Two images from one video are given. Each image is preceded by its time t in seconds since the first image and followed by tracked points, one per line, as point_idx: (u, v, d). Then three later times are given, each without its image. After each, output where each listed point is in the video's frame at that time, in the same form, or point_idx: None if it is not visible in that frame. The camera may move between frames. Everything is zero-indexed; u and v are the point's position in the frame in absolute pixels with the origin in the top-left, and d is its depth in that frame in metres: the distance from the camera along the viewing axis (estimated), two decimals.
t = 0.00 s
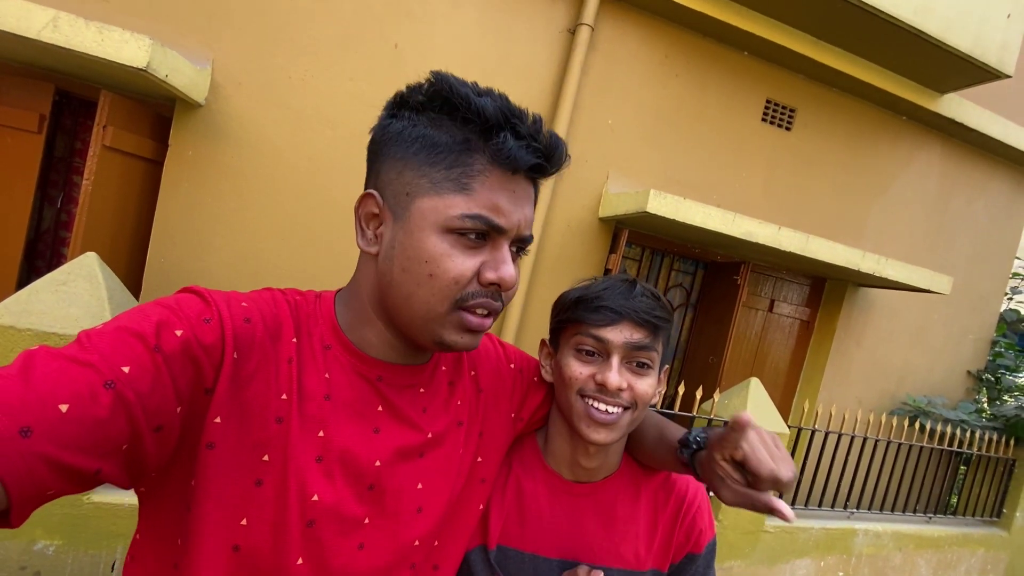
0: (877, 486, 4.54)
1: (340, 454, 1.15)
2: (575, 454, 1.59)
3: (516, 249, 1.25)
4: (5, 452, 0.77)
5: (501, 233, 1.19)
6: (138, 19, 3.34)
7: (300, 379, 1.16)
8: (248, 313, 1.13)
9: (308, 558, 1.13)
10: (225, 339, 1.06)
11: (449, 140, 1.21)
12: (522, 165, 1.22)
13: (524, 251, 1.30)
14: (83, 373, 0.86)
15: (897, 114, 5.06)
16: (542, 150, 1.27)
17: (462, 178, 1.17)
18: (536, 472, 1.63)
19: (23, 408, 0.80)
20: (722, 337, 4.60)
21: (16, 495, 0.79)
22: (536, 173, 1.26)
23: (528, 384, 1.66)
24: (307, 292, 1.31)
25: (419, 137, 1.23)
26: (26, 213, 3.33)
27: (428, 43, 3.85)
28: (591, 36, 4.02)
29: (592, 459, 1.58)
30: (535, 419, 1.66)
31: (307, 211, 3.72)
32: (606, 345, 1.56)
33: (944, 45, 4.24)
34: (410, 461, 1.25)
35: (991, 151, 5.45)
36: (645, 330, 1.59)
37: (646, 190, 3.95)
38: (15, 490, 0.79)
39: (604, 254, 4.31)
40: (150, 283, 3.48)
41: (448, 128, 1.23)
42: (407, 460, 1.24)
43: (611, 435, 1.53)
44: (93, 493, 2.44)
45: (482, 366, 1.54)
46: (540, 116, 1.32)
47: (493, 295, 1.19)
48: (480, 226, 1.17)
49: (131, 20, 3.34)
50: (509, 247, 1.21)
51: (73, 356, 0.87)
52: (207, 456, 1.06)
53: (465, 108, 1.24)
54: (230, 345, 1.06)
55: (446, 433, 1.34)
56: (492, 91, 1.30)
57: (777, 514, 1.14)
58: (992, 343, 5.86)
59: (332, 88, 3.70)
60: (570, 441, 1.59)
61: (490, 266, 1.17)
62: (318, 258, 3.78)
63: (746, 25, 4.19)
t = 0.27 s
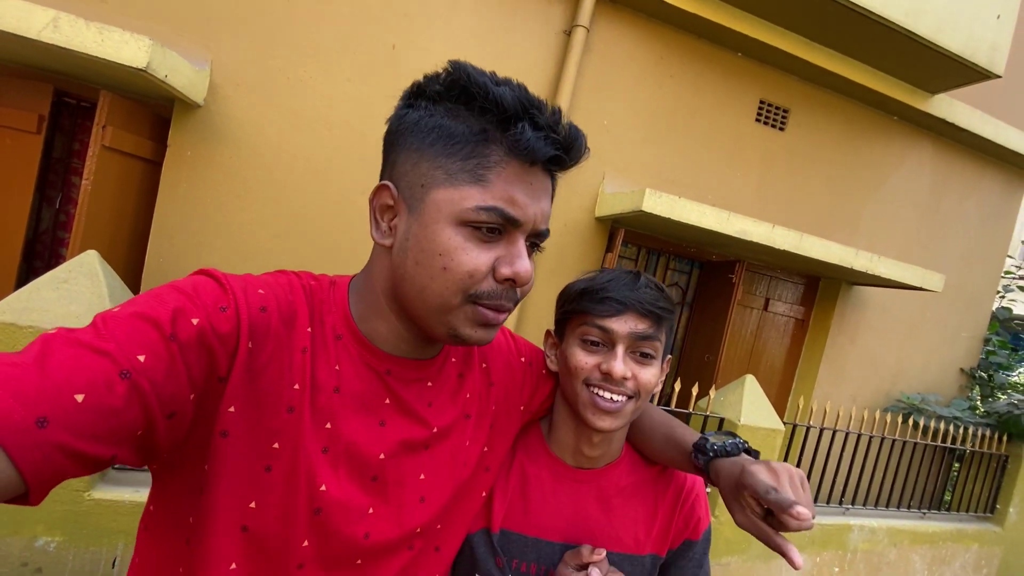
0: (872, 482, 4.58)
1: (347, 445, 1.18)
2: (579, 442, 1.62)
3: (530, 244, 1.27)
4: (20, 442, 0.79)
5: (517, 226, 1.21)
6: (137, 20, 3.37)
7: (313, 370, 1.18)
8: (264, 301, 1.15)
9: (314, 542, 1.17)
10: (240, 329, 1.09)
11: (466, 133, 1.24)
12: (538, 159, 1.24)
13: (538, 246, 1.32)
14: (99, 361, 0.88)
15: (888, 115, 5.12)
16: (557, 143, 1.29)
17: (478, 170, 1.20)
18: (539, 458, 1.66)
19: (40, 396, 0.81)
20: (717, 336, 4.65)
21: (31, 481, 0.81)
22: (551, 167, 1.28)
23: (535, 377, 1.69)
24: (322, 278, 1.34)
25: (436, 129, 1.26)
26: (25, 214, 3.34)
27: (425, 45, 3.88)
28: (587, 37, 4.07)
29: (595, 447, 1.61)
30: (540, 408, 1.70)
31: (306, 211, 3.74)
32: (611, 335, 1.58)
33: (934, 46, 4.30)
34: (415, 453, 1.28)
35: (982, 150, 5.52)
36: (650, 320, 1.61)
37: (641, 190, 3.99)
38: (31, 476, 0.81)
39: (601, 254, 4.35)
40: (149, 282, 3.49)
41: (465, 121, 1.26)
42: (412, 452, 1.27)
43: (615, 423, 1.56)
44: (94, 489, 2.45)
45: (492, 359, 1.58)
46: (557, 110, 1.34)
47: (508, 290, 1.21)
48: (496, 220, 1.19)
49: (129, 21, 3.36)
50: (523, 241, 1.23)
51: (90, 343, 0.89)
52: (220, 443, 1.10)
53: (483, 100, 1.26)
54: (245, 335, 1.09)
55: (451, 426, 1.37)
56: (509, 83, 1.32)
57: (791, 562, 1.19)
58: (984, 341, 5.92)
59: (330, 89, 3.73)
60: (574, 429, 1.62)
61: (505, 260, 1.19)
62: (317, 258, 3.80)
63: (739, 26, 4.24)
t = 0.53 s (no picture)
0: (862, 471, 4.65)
1: (344, 426, 1.22)
2: (575, 422, 1.65)
3: (524, 239, 1.30)
4: (36, 412, 0.82)
5: (511, 221, 1.23)
6: (129, 16, 3.37)
7: (313, 352, 1.21)
8: (266, 284, 1.17)
9: (311, 516, 1.20)
10: (243, 310, 1.11)
11: (463, 126, 1.25)
12: (535, 154, 1.25)
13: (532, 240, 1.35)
14: (111, 338, 0.90)
15: (877, 110, 5.19)
16: (555, 136, 1.30)
17: (473, 165, 1.22)
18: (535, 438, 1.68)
19: (55, 369, 0.84)
20: (710, 329, 4.70)
21: (47, 451, 0.85)
22: (547, 162, 1.30)
23: (533, 362, 1.73)
24: (321, 260, 1.35)
25: (434, 119, 1.28)
26: (18, 210, 3.33)
27: (418, 41, 3.91)
28: (579, 33, 4.10)
29: (590, 429, 1.64)
30: (536, 389, 1.73)
31: (300, 206, 3.76)
32: (611, 319, 1.61)
33: (920, 41, 4.36)
34: (411, 435, 1.32)
35: (968, 145, 5.60)
36: (649, 306, 1.65)
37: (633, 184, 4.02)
38: (47, 447, 0.84)
39: (594, 248, 4.39)
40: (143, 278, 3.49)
41: (463, 112, 1.27)
42: (408, 433, 1.31)
43: (612, 407, 1.59)
44: (91, 481, 2.46)
45: (488, 345, 1.61)
46: (556, 101, 1.36)
47: (501, 283, 1.25)
48: (490, 215, 1.21)
49: (122, 18, 3.36)
50: (518, 236, 1.26)
51: (101, 319, 0.91)
52: (222, 421, 1.13)
53: (481, 92, 1.28)
54: (248, 316, 1.11)
55: (447, 407, 1.40)
56: (508, 74, 1.34)
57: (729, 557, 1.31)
58: (972, 333, 6.00)
59: (323, 85, 3.74)
60: (570, 410, 1.65)
61: (498, 256, 1.22)
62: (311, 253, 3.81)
63: (729, 22, 4.29)
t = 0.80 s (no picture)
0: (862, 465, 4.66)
1: (346, 430, 1.18)
2: (584, 426, 1.63)
3: (523, 236, 1.26)
4: (29, 417, 0.79)
5: (509, 217, 1.19)
6: (120, 13, 3.31)
7: (313, 356, 1.18)
8: (265, 288, 1.14)
9: (315, 524, 1.17)
10: (242, 314, 1.08)
11: (458, 123, 1.22)
12: (532, 148, 1.22)
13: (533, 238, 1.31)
14: (106, 342, 0.87)
15: (876, 103, 5.17)
16: (553, 131, 1.26)
17: (469, 161, 1.18)
18: (542, 441, 1.66)
19: (48, 374, 0.81)
20: (710, 325, 4.68)
21: (38, 458, 0.82)
22: (546, 156, 1.26)
23: (536, 365, 1.70)
24: (321, 265, 1.32)
25: (430, 119, 1.25)
26: (10, 211, 3.28)
27: (415, 37, 3.86)
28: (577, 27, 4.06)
29: (599, 433, 1.63)
30: (542, 394, 1.71)
31: (296, 205, 3.72)
32: (623, 327, 1.59)
33: (921, 34, 4.33)
34: (414, 439, 1.28)
35: (967, 138, 5.58)
36: (661, 313, 1.63)
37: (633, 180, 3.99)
38: (38, 453, 0.82)
39: (594, 245, 4.36)
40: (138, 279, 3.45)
41: (459, 109, 1.24)
42: (411, 438, 1.28)
43: (623, 413, 1.59)
44: (89, 487, 2.43)
45: (491, 348, 1.58)
46: (553, 97, 1.32)
47: (499, 282, 1.21)
48: (487, 212, 1.17)
49: (113, 14, 3.30)
50: (517, 233, 1.22)
51: (95, 323, 0.88)
52: (221, 426, 1.10)
53: (476, 89, 1.25)
54: (246, 320, 1.08)
55: (450, 410, 1.37)
56: (504, 70, 1.30)
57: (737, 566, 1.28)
58: (971, 326, 6.01)
59: (319, 81, 3.69)
60: (579, 416, 1.63)
61: (496, 253, 1.18)
62: (308, 252, 3.77)
63: (728, 15, 4.24)
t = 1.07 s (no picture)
0: (861, 460, 4.67)
1: (350, 437, 1.17)
2: (597, 433, 1.63)
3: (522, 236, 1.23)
4: (28, 426, 0.79)
5: (507, 216, 1.16)
6: (111, 12, 3.26)
7: (315, 362, 1.16)
8: (266, 295, 1.13)
9: (321, 534, 1.15)
10: (243, 322, 1.07)
11: (452, 123, 1.21)
12: (526, 145, 1.19)
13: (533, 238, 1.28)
14: (107, 350, 0.86)
15: (874, 98, 5.16)
16: (546, 129, 1.24)
17: (464, 160, 1.16)
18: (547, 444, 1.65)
19: (47, 383, 0.80)
20: (709, 322, 4.68)
21: (36, 467, 0.81)
22: (542, 154, 1.24)
23: (538, 370, 1.69)
24: (322, 273, 1.31)
25: (425, 122, 1.23)
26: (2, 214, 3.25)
27: (410, 34, 3.82)
28: (574, 24, 4.03)
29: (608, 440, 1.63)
30: (547, 401, 1.70)
31: (292, 205, 3.68)
32: (644, 336, 1.59)
33: (918, 28, 4.31)
34: (418, 445, 1.27)
35: (964, 132, 5.58)
36: (682, 325, 1.64)
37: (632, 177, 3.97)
38: (37, 462, 0.81)
39: (592, 243, 4.34)
40: (133, 282, 3.41)
41: (452, 111, 1.22)
42: (415, 443, 1.26)
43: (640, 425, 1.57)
44: (86, 494, 2.41)
45: (494, 352, 1.57)
46: (547, 96, 1.31)
47: (499, 281, 1.17)
48: (484, 210, 1.15)
49: (103, 13, 3.26)
50: (515, 231, 1.19)
51: (96, 332, 0.87)
52: (223, 435, 1.08)
53: (469, 90, 1.23)
54: (248, 327, 1.07)
55: (454, 415, 1.35)
56: (497, 71, 1.29)
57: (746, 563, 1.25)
58: (968, 320, 6.02)
59: (314, 80, 3.65)
60: (592, 425, 1.62)
61: (495, 251, 1.15)
62: (305, 253, 3.74)
63: (725, 11, 4.22)
